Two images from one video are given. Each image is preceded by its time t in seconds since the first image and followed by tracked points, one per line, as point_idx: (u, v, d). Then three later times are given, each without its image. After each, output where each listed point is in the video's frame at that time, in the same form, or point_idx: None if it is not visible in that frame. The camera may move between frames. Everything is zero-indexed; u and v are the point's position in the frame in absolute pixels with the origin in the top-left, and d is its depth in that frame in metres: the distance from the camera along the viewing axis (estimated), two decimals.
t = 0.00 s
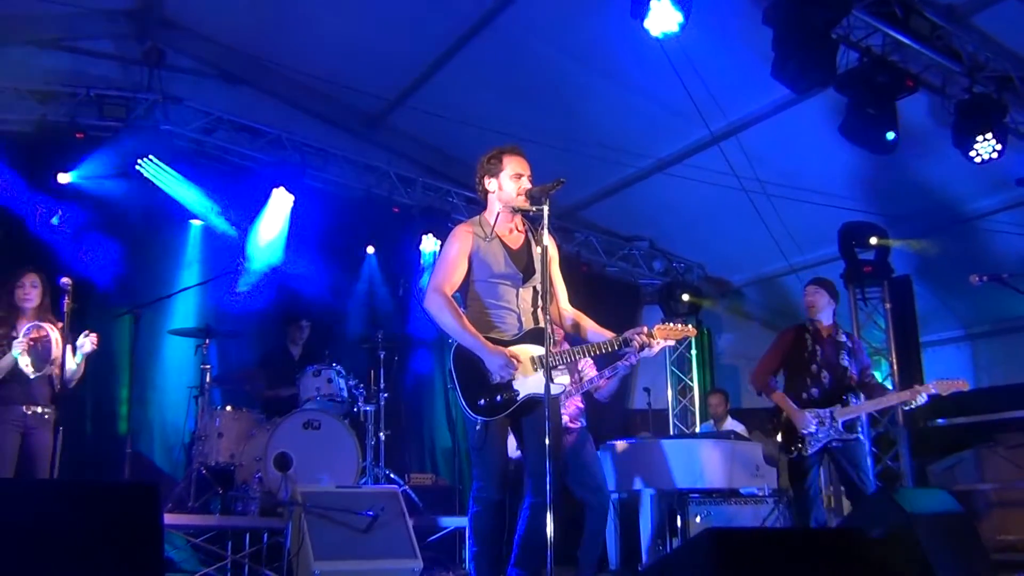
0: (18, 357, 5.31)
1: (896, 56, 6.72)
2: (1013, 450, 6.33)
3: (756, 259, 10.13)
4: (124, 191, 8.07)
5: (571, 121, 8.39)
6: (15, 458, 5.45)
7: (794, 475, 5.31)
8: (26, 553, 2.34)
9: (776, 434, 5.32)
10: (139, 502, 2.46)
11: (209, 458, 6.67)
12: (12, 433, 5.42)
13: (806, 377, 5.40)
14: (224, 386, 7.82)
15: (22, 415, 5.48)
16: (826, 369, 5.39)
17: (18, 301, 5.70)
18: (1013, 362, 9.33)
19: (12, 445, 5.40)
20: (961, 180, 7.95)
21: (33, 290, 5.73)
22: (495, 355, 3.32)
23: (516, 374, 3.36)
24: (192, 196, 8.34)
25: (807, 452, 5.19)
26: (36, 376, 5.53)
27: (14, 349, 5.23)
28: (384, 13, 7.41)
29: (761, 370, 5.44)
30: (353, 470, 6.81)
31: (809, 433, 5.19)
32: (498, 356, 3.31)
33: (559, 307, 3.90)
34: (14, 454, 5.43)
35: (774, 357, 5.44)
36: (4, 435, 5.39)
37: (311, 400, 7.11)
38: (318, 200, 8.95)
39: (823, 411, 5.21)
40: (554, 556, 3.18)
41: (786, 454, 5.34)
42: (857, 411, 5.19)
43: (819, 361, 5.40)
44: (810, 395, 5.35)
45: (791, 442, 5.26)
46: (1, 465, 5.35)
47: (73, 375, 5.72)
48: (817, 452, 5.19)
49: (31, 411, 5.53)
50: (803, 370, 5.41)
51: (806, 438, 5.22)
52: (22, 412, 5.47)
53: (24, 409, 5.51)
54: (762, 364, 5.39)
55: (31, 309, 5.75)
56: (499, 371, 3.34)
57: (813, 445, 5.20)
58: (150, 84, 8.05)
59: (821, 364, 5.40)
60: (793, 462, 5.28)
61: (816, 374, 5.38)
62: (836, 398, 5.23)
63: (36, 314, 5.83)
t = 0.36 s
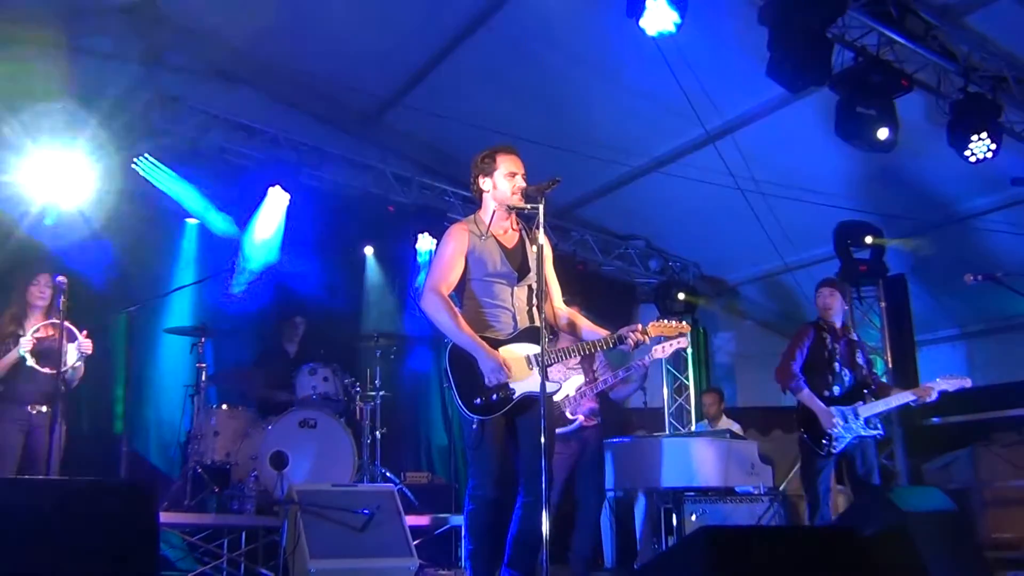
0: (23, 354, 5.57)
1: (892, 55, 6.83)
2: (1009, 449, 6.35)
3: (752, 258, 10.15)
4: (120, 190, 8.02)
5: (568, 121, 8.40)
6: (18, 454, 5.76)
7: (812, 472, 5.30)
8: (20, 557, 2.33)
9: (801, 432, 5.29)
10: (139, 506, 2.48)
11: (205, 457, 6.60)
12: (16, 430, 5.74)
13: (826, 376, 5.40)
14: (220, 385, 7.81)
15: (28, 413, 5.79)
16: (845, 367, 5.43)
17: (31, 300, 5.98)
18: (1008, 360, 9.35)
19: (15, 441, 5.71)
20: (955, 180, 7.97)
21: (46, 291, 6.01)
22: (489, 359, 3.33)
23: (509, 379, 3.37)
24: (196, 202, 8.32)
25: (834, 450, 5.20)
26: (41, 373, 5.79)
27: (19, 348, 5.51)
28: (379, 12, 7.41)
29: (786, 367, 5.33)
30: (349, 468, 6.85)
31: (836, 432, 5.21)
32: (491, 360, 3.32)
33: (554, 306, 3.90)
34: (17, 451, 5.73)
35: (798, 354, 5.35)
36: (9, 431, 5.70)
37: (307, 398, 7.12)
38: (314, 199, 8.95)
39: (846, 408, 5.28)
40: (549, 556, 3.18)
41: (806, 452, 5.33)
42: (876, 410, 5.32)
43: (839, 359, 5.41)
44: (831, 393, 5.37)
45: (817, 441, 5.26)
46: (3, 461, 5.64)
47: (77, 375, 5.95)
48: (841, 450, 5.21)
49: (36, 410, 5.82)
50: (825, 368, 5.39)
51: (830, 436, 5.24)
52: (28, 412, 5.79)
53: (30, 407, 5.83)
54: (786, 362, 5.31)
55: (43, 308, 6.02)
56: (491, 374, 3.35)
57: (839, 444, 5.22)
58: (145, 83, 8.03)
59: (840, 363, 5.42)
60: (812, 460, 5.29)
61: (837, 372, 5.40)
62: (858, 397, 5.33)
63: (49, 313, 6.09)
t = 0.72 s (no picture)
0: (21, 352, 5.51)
1: (887, 56, 6.85)
2: (1003, 449, 6.38)
3: (748, 258, 10.16)
4: (115, 187, 8.01)
5: (564, 120, 8.41)
6: (20, 453, 5.72)
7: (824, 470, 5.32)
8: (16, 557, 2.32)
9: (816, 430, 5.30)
10: (131, 497, 2.47)
11: (200, 455, 6.68)
12: (19, 429, 5.69)
13: (836, 378, 5.40)
14: (215, 383, 7.81)
15: (31, 413, 5.75)
16: (853, 369, 5.45)
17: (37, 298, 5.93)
18: (1002, 361, 9.37)
19: (16, 440, 5.66)
20: (950, 180, 8.00)
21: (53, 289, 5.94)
22: (485, 356, 3.33)
23: (505, 376, 3.38)
24: (194, 200, 8.38)
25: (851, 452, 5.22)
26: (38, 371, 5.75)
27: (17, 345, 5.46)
28: (376, 10, 7.41)
29: (797, 366, 5.32)
30: (345, 467, 6.84)
31: (849, 432, 5.22)
32: (487, 357, 3.32)
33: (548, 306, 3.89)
34: (20, 450, 5.70)
35: (808, 356, 5.34)
36: (13, 430, 5.67)
37: (302, 397, 7.11)
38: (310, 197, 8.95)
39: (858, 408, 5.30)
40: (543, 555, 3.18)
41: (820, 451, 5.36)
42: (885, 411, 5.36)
43: (846, 361, 5.44)
44: (841, 394, 5.37)
45: (835, 441, 5.28)
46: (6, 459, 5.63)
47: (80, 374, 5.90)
48: (856, 452, 5.22)
49: (39, 409, 5.77)
50: (834, 370, 5.39)
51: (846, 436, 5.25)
52: (31, 410, 5.74)
53: (36, 407, 5.78)
54: (798, 360, 5.31)
55: (50, 306, 5.97)
56: (488, 372, 3.36)
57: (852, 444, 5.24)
58: (142, 80, 8.00)
59: (847, 365, 5.44)
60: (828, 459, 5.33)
61: (846, 373, 5.41)
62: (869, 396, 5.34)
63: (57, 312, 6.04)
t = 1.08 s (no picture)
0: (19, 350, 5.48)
1: (884, 56, 6.87)
2: (996, 450, 6.42)
3: (742, 257, 10.18)
4: (110, 184, 7.98)
5: (560, 119, 8.40)
6: (13, 449, 5.71)
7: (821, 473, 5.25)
8: (13, 550, 2.29)
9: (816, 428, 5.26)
10: (126, 492, 2.46)
11: (194, 451, 6.62)
12: (13, 425, 5.69)
13: (835, 377, 5.39)
14: (209, 381, 7.79)
15: (25, 409, 5.74)
16: (851, 368, 5.45)
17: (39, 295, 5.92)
18: (997, 361, 9.39)
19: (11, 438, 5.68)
20: (945, 181, 8.00)
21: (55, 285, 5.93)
22: (478, 352, 3.33)
23: (497, 370, 3.37)
24: (190, 196, 8.36)
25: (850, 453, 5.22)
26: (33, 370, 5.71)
27: (15, 344, 5.42)
28: (372, 7, 7.39)
29: (796, 364, 5.32)
30: (339, 465, 6.83)
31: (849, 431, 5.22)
32: (481, 352, 3.32)
33: (542, 307, 3.88)
34: (15, 446, 5.72)
35: (806, 355, 5.34)
36: (6, 428, 5.66)
37: (296, 394, 7.09)
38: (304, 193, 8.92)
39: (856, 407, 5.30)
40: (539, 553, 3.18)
41: (817, 452, 5.30)
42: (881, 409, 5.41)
43: (844, 360, 5.43)
44: (840, 393, 5.38)
45: (835, 442, 5.23)
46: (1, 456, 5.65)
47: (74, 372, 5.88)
48: (853, 453, 5.24)
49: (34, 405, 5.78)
50: (833, 369, 5.38)
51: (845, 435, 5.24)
52: (25, 406, 5.74)
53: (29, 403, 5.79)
54: (798, 359, 5.31)
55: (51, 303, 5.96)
56: (482, 366, 3.35)
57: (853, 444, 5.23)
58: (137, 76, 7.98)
59: (845, 363, 5.43)
60: (825, 460, 5.26)
61: (844, 372, 5.41)
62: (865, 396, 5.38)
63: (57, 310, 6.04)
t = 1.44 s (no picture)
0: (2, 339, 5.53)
1: (878, 56, 6.89)
2: (986, 450, 6.45)
3: (736, 257, 10.20)
4: (102, 180, 7.95)
5: (554, 117, 8.40)
6: None
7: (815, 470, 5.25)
8: (8, 551, 2.29)
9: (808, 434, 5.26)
10: (116, 491, 2.40)
11: (186, 449, 6.66)
12: None
13: (822, 377, 5.37)
14: (201, 377, 7.78)
15: (10, 404, 5.72)
16: (839, 366, 5.44)
17: (18, 287, 5.95)
18: (989, 362, 9.41)
19: None
20: (939, 182, 8.02)
21: (31, 278, 5.97)
22: (469, 347, 3.32)
23: (489, 366, 3.37)
24: (182, 190, 8.32)
25: (844, 448, 5.21)
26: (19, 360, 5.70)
27: None
28: (367, 4, 7.38)
29: (779, 369, 5.31)
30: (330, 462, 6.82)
31: (840, 428, 5.20)
32: (471, 348, 3.32)
33: (536, 303, 3.88)
34: None
35: (790, 358, 5.32)
36: None
37: (288, 391, 7.08)
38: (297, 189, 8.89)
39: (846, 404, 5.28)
40: (529, 551, 3.17)
41: (809, 452, 5.32)
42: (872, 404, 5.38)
43: (831, 360, 5.41)
44: (829, 392, 5.36)
45: (825, 442, 5.23)
46: None
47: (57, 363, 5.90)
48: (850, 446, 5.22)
49: (18, 400, 5.76)
50: (819, 369, 5.35)
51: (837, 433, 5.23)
52: (9, 402, 5.71)
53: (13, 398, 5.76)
54: (781, 363, 5.29)
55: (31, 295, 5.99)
56: (473, 362, 3.35)
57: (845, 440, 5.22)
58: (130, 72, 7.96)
59: (832, 363, 5.41)
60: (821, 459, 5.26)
61: (832, 372, 5.39)
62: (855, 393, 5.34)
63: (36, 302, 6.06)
